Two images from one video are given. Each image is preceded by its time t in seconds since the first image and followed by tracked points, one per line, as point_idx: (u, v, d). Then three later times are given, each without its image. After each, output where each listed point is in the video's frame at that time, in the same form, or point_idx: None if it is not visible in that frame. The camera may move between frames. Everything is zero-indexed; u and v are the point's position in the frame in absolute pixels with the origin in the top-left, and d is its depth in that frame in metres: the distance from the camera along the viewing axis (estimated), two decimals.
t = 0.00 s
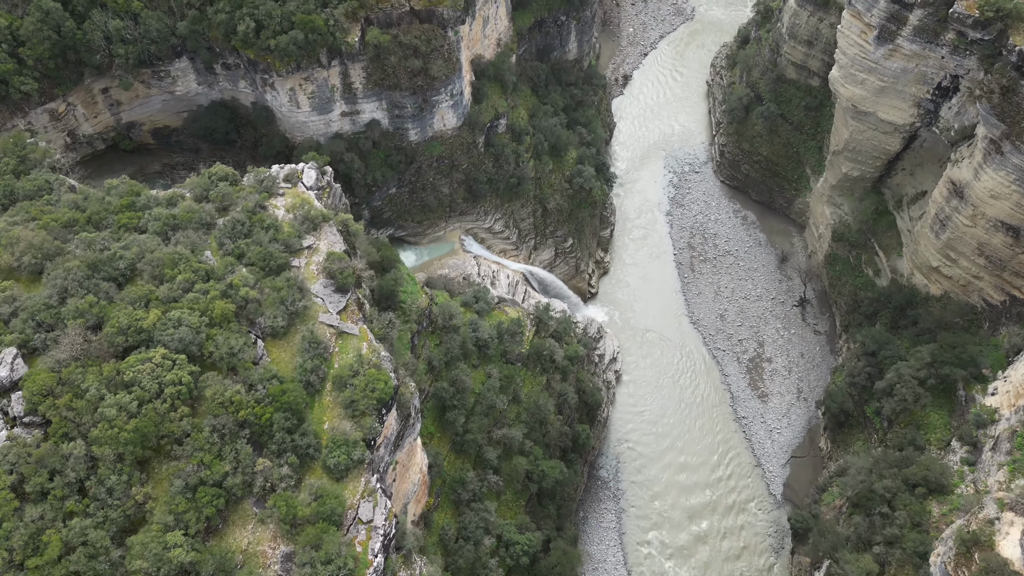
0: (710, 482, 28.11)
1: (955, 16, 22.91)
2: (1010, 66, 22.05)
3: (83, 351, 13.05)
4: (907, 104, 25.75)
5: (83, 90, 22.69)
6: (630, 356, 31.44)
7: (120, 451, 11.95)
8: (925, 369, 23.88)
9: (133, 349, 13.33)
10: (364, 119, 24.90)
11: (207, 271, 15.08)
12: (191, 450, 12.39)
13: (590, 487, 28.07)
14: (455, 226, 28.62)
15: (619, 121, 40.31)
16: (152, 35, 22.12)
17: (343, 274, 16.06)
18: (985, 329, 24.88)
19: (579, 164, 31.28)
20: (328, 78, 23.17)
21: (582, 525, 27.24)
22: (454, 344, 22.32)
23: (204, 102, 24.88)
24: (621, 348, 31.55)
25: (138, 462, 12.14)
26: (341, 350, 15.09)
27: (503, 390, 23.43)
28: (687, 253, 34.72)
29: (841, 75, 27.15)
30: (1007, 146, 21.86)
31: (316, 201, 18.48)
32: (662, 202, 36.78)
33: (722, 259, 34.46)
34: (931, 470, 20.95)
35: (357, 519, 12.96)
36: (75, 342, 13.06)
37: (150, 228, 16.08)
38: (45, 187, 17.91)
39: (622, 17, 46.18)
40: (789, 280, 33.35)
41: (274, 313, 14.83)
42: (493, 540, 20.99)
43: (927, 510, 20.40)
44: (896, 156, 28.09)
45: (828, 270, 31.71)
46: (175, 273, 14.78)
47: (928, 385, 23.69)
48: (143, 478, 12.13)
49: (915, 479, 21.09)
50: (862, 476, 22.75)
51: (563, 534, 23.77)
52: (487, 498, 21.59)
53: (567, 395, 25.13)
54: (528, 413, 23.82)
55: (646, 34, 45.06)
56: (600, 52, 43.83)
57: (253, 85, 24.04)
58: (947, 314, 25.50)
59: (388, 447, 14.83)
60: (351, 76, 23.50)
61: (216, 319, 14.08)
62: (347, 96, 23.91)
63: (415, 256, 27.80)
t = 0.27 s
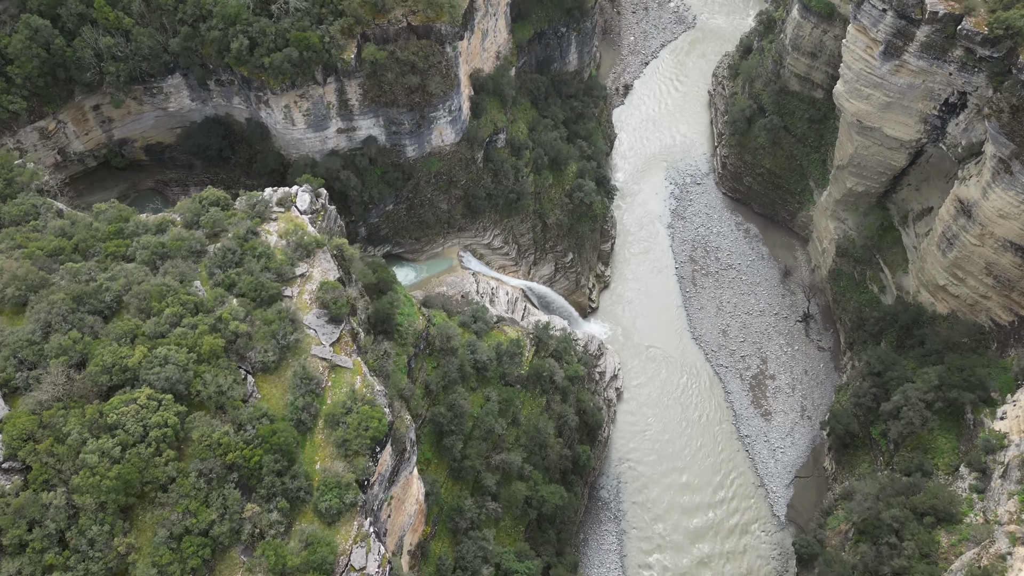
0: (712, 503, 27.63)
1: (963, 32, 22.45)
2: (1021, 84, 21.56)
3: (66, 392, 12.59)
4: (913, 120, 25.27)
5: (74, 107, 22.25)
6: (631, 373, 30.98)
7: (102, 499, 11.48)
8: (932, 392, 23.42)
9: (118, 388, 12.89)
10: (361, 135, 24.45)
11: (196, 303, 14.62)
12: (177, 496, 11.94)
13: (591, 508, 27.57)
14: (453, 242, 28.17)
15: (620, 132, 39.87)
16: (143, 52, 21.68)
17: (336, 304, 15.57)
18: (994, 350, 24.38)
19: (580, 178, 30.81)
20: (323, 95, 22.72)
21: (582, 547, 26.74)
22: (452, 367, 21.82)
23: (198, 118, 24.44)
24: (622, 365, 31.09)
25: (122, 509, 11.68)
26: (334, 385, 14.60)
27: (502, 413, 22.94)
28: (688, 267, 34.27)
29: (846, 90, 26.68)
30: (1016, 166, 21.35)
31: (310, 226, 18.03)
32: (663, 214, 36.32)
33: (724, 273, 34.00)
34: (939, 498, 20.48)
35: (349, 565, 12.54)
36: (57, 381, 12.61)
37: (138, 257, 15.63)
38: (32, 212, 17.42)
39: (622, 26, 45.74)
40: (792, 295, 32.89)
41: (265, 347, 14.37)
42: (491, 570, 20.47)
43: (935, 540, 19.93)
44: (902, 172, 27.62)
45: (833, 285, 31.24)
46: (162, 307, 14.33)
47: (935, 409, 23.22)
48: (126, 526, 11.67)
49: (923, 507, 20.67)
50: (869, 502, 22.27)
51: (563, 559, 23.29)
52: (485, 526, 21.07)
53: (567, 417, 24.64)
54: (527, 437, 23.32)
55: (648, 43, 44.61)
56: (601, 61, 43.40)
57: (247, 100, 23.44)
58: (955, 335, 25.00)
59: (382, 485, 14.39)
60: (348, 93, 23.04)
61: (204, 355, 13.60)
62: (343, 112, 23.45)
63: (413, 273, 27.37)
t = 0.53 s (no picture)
0: (715, 522, 27.18)
1: (971, 49, 22.05)
2: None
3: (48, 432, 12.15)
4: (919, 135, 24.84)
5: (65, 124, 21.82)
6: (632, 389, 30.56)
7: (83, 548, 11.01)
8: (939, 414, 22.98)
9: (102, 427, 12.45)
10: (357, 151, 24.03)
11: (185, 336, 14.19)
12: (161, 544, 11.47)
13: (591, 528, 27.08)
14: (451, 257, 27.75)
15: (621, 142, 39.44)
16: (135, 68, 21.25)
17: (330, 333, 15.12)
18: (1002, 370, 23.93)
19: (580, 192, 30.37)
20: (319, 111, 22.30)
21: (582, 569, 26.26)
22: (450, 390, 21.33)
23: (191, 134, 24.01)
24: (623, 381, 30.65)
25: (104, 557, 11.22)
26: (327, 420, 14.17)
27: (501, 436, 22.46)
28: (690, 280, 33.83)
29: (850, 104, 26.25)
30: None
31: (304, 250, 17.61)
32: (665, 226, 35.88)
33: (727, 286, 33.55)
34: (948, 527, 20.12)
35: None
36: (39, 421, 12.17)
37: (126, 285, 15.18)
38: (18, 236, 16.96)
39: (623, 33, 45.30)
40: (795, 309, 32.44)
41: (256, 382, 13.93)
42: None
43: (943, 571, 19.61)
44: (907, 187, 27.21)
45: (836, 300, 30.81)
46: (150, 340, 13.90)
47: (942, 432, 22.80)
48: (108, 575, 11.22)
49: (931, 535, 20.28)
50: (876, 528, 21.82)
51: None
52: (483, 554, 20.54)
53: (568, 438, 24.17)
54: (527, 460, 22.87)
55: (649, 51, 44.18)
56: (601, 70, 42.98)
57: (241, 117, 23.07)
58: (962, 354, 24.51)
59: (377, 522, 13.96)
60: (344, 110, 22.61)
61: (192, 392, 13.18)
62: (339, 129, 23.02)
63: (411, 289, 26.97)
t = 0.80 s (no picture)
0: (717, 543, 26.72)
1: (979, 65, 21.64)
2: None
3: (29, 476, 11.69)
4: (925, 151, 24.41)
5: (55, 141, 21.39)
6: (633, 406, 30.12)
7: None
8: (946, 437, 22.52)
9: (86, 469, 12.03)
10: (353, 168, 23.61)
11: (173, 370, 13.76)
12: None
13: (592, 550, 26.60)
14: (450, 273, 27.34)
15: (621, 152, 39.02)
16: (126, 85, 20.85)
17: (323, 364, 14.70)
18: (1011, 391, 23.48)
19: (580, 205, 29.93)
20: (314, 128, 21.88)
21: None
22: (447, 414, 20.88)
23: (184, 150, 23.60)
24: (624, 397, 30.21)
25: None
26: (319, 456, 13.74)
27: (499, 459, 21.99)
28: (691, 293, 33.40)
29: (855, 118, 25.82)
30: None
31: (298, 276, 17.21)
32: (666, 238, 35.46)
33: (729, 300, 33.11)
34: (956, 556, 19.50)
35: None
36: (19, 464, 11.70)
37: (113, 316, 14.75)
38: (4, 261, 16.52)
39: (623, 42, 44.92)
40: (798, 324, 32.02)
41: (246, 418, 13.52)
42: None
43: None
44: (912, 203, 26.80)
45: (841, 315, 30.37)
46: (136, 375, 13.47)
47: (950, 454, 22.36)
48: None
49: (939, 564, 19.63)
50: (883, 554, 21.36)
51: None
52: None
53: (568, 459, 23.70)
54: (526, 483, 22.43)
55: (649, 59, 43.77)
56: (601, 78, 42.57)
57: (235, 133, 22.65)
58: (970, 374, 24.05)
59: (371, 560, 13.55)
60: (339, 126, 22.20)
61: (179, 431, 12.76)
62: (335, 146, 22.62)
63: (410, 306, 26.63)
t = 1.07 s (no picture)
0: (720, 564, 26.27)
1: (987, 83, 21.24)
2: None
3: (8, 523, 11.23)
4: (932, 167, 23.97)
5: (45, 159, 20.97)
6: (635, 423, 29.68)
7: None
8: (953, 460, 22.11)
9: (68, 515, 11.60)
10: (350, 185, 23.19)
11: (160, 407, 13.35)
12: None
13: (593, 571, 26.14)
14: (449, 290, 26.93)
15: (622, 162, 38.58)
16: (117, 103, 20.44)
17: (316, 398, 14.22)
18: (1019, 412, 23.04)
19: (581, 219, 29.48)
20: (310, 146, 21.47)
21: None
22: (445, 439, 20.44)
23: (178, 167, 23.19)
24: (625, 414, 29.76)
25: None
26: (312, 495, 13.31)
27: (499, 484, 21.54)
28: (693, 307, 32.95)
29: (860, 133, 25.39)
30: None
31: (291, 302, 16.78)
32: (667, 251, 35.01)
33: (731, 314, 32.66)
34: None
35: None
36: None
37: (100, 348, 14.33)
38: None
39: (624, 50, 44.49)
40: (801, 339, 31.58)
41: (237, 457, 13.12)
42: None
43: None
44: (918, 218, 26.37)
45: (845, 331, 29.94)
46: (122, 413, 13.07)
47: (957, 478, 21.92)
48: None
49: None
50: None
51: None
52: None
53: (568, 482, 23.23)
54: (526, 508, 21.96)
55: (650, 68, 43.34)
56: (602, 87, 42.15)
57: (229, 150, 22.22)
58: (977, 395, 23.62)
59: None
60: (335, 144, 21.79)
61: (165, 472, 12.35)
62: (331, 163, 22.19)
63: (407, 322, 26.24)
